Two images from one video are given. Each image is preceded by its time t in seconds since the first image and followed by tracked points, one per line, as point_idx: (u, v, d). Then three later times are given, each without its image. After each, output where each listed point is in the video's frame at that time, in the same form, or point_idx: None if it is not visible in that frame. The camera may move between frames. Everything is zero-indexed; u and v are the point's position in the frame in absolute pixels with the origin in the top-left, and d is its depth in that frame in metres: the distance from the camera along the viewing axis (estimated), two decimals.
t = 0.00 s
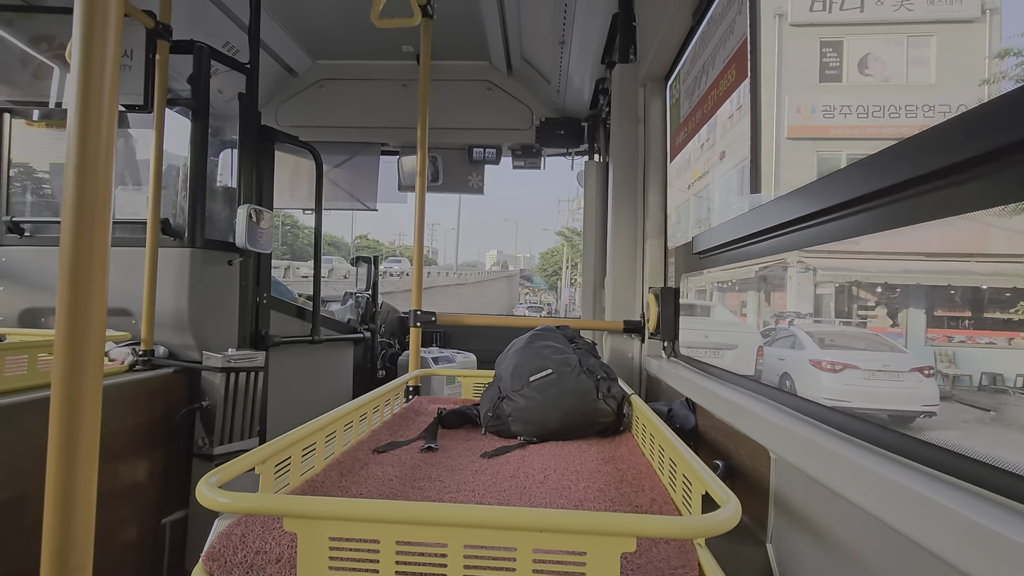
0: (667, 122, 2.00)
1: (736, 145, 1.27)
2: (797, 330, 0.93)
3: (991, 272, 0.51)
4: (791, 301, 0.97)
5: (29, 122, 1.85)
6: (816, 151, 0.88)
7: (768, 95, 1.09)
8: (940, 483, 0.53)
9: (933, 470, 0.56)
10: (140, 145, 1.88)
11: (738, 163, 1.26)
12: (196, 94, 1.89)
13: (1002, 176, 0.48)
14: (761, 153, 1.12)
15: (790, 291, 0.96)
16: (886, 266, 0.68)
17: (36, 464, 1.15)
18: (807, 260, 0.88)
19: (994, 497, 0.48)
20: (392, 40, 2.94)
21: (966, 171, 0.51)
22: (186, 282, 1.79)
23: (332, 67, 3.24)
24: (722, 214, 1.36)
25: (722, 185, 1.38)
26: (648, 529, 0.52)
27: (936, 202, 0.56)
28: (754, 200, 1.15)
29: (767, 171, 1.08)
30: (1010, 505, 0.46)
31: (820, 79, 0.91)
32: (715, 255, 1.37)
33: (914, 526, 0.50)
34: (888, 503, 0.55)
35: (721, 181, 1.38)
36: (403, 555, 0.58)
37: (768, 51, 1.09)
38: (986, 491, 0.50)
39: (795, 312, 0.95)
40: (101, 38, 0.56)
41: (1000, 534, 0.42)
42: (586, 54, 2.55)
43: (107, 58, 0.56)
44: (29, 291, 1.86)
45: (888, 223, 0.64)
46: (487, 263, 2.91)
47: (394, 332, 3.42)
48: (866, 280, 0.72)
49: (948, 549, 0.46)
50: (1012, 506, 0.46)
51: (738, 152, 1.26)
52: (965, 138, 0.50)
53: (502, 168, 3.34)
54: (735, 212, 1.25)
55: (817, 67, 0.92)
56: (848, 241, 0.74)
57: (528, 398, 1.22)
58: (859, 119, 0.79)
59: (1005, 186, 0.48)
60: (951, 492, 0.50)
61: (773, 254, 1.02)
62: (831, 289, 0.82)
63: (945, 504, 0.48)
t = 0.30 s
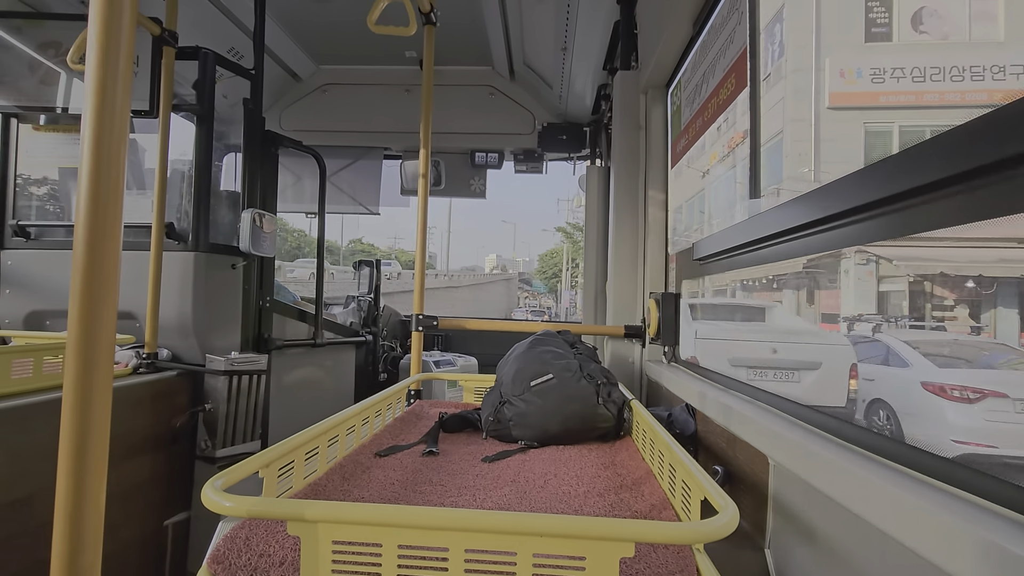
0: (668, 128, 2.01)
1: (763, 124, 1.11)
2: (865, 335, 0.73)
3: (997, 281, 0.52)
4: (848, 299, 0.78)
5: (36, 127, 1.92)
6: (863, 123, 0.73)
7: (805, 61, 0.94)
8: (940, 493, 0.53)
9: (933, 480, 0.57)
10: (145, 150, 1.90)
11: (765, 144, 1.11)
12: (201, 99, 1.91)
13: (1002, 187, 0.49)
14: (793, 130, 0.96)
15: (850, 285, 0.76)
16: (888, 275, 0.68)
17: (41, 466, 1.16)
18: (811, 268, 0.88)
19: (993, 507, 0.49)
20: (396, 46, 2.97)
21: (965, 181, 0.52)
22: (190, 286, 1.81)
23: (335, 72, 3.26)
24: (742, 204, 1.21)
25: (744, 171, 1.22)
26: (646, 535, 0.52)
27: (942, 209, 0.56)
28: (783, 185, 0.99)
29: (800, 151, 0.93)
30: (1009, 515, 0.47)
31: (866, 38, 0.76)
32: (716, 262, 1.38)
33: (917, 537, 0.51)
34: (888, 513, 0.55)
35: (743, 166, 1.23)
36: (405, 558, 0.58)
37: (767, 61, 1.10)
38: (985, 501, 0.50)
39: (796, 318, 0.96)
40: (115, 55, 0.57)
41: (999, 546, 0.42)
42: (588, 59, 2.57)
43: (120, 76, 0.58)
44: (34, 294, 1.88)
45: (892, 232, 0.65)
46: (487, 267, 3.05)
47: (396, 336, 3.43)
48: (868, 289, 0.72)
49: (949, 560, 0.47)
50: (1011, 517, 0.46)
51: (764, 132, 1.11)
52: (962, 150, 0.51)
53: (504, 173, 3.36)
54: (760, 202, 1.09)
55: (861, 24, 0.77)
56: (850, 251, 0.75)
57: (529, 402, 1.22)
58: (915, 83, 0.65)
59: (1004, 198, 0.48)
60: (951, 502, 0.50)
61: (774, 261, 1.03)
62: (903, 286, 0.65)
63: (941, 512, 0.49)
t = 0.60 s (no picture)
0: (668, 133, 2.01)
1: (800, 87, 0.94)
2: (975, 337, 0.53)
3: None
4: (935, 292, 0.59)
5: (38, 132, 1.95)
6: (928, 77, 0.59)
7: (854, 2, 0.76)
8: (937, 501, 0.53)
9: (931, 489, 0.56)
10: (147, 155, 1.91)
11: (803, 111, 0.93)
12: (202, 104, 1.91)
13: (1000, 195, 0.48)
14: (839, 87, 0.79)
15: (937, 272, 0.58)
16: (887, 282, 0.68)
17: (39, 471, 1.16)
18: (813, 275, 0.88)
19: (989, 516, 0.48)
20: (397, 51, 2.98)
21: (965, 187, 0.52)
22: (190, 290, 1.81)
23: (337, 76, 3.27)
24: (776, 185, 1.04)
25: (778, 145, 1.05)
26: (640, 544, 0.52)
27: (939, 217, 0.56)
28: (830, 155, 0.81)
29: (853, 112, 0.75)
30: (1005, 524, 0.46)
31: None
32: (715, 266, 1.38)
33: (911, 546, 0.50)
34: (884, 521, 0.55)
35: (776, 141, 1.06)
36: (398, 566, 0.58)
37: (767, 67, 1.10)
38: (982, 511, 0.50)
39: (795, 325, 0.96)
40: (112, 60, 0.57)
41: (993, 555, 0.42)
42: (589, 64, 2.58)
43: (117, 81, 0.58)
44: (35, 298, 1.88)
45: (892, 239, 0.65)
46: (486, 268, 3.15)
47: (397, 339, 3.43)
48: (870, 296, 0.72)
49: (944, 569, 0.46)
50: (1007, 526, 0.46)
51: (802, 97, 0.94)
52: (960, 158, 0.51)
53: (505, 177, 3.37)
54: (800, 180, 0.93)
55: None
56: (852, 257, 0.75)
57: (528, 408, 1.22)
58: (993, 26, 0.52)
59: (1000, 206, 0.48)
60: (949, 512, 0.50)
61: (775, 267, 1.03)
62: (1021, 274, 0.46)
63: (936, 521, 0.48)
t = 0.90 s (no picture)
0: (666, 133, 2.01)
1: (849, 32, 0.76)
2: None
3: None
4: None
5: (37, 136, 1.96)
6: None
7: None
8: (932, 499, 0.53)
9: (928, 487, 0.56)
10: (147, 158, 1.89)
11: (856, 60, 0.75)
12: (201, 107, 1.92)
13: (1007, 193, 0.48)
14: (916, 18, 0.61)
15: None
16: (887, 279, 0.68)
17: (40, 475, 1.16)
18: (836, 273, 0.80)
19: (981, 512, 0.48)
20: (395, 52, 2.98)
21: (970, 184, 0.51)
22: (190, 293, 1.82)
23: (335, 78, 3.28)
24: (817, 156, 0.86)
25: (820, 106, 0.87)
26: (638, 545, 0.52)
27: (945, 214, 0.56)
28: (898, 110, 0.64)
29: (934, 50, 0.58)
30: (997, 521, 0.46)
31: None
32: (714, 265, 1.39)
33: (905, 543, 0.50)
34: (879, 519, 0.55)
35: (816, 104, 0.88)
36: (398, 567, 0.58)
37: (765, 67, 1.10)
38: (973, 506, 0.50)
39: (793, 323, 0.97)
40: (108, 63, 0.57)
41: (984, 551, 0.42)
42: (587, 64, 2.58)
43: (114, 85, 0.58)
44: (35, 303, 1.88)
45: (896, 237, 0.64)
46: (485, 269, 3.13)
47: (398, 341, 3.43)
48: (870, 295, 0.72)
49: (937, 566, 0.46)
50: (999, 523, 0.46)
51: (853, 44, 0.76)
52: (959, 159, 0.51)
53: (504, 177, 3.37)
54: (852, 146, 0.74)
55: None
56: (854, 255, 0.75)
57: (529, 409, 1.22)
58: None
59: (1009, 204, 0.48)
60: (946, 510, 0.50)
61: (775, 266, 1.03)
62: None
63: (929, 518, 0.49)
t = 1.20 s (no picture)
0: (670, 130, 2.00)
1: None
2: None
3: None
4: None
5: (38, 136, 1.95)
6: None
7: None
8: (954, 501, 0.52)
9: (949, 488, 0.55)
10: (147, 158, 1.87)
11: None
12: (202, 107, 1.91)
13: None
14: None
15: None
16: (897, 273, 0.66)
17: (42, 477, 1.15)
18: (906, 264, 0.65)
19: (1011, 516, 0.47)
20: (397, 52, 2.98)
21: (988, 174, 0.50)
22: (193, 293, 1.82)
23: (337, 78, 3.28)
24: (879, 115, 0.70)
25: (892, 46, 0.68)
26: (649, 546, 0.51)
27: (962, 207, 0.55)
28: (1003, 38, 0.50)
29: None
30: None
31: None
32: (720, 262, 1.38)
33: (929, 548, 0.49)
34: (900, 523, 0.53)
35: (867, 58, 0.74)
36: (403, 568, 0.57)
37: (770, 60, 1.08)
38: (1001, 509, 0.48)
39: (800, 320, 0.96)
40: (105, 46, 0.55)
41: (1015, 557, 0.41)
42: (589, 61, 2.57)
43: (111, 82, 0.56)
44: (38, 304, 1.89)
45: (911, 230, 0.63)
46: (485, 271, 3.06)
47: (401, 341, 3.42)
48: (877, 290, 0.71)
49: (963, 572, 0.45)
50: None
51: None
52: (977, 150, 0.49)
53: (506, 177, 3.37)
54: (930, 98, 0.60)
55: None
56: (863, 249, 0.73)
57: (533, 408, 1.21)
58: None
59: None
60: (969, 512, 0.49)
61: (781, 262, 1.01)
62: None
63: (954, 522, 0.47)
